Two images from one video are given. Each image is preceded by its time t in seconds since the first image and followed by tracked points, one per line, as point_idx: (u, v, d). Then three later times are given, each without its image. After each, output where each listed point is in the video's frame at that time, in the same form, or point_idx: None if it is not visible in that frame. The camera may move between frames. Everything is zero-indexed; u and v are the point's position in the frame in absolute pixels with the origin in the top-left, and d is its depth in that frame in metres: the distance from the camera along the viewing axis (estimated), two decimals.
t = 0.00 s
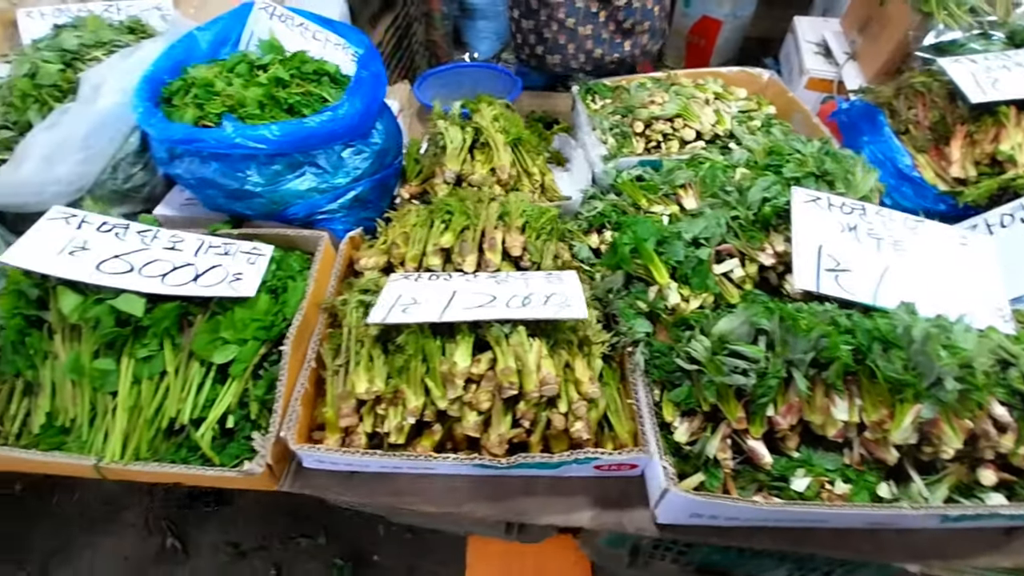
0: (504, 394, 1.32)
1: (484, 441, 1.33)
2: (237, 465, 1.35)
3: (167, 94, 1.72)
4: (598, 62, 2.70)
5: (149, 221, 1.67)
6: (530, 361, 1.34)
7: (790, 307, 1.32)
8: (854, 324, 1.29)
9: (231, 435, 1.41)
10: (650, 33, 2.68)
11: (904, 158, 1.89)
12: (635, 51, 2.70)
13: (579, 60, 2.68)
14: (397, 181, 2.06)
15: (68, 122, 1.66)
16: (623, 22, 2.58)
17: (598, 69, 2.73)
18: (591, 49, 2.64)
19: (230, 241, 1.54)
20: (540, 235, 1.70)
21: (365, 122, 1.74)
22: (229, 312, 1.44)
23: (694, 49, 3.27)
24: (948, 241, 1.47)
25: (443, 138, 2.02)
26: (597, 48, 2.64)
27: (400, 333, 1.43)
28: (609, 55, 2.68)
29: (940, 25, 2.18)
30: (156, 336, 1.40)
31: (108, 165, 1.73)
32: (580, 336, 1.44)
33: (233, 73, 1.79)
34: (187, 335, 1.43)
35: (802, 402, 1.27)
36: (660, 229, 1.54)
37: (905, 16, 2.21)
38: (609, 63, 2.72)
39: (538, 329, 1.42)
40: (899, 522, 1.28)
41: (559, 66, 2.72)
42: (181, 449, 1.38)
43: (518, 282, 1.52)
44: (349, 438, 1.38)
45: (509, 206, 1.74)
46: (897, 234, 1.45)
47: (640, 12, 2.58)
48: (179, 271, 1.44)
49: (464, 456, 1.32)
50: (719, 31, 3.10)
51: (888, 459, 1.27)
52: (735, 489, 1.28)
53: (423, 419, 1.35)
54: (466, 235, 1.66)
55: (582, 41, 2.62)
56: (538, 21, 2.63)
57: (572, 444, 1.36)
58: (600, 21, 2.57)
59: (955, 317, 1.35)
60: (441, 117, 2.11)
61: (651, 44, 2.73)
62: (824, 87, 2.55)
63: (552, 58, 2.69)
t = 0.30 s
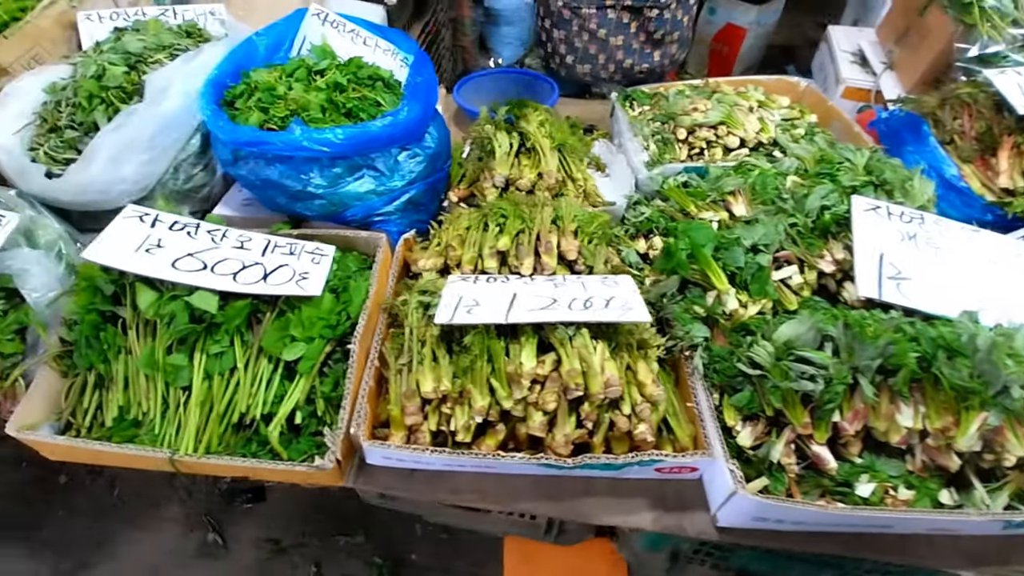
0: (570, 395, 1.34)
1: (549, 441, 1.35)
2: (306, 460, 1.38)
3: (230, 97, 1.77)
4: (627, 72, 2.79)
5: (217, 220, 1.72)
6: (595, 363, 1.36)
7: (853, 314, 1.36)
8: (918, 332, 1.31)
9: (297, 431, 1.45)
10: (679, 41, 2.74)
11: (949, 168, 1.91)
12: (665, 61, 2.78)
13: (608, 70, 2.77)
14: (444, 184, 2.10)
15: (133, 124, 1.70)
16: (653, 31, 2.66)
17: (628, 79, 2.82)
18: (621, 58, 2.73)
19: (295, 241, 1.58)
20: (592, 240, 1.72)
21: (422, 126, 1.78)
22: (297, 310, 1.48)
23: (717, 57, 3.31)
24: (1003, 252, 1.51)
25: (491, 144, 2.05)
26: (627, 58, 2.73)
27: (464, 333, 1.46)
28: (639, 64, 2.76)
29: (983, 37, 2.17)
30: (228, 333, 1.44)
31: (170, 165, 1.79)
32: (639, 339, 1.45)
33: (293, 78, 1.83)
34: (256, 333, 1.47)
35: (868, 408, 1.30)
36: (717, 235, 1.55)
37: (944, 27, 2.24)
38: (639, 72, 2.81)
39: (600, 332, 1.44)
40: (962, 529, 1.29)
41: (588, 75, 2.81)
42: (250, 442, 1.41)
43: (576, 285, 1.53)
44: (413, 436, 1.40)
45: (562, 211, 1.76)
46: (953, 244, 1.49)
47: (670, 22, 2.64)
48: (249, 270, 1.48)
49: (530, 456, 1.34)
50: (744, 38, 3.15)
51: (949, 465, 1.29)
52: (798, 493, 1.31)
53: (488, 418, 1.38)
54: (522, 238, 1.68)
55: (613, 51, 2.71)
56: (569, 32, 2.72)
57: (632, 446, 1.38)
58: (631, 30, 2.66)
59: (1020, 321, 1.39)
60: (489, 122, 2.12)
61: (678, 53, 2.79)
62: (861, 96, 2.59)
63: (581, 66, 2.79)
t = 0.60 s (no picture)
0: (618, 417, 1.35)
1: (595, 462, 1.35)
2: (353, 476, 1.40)
3: (278, 115, 1.82)
4: (648, 88, 2.82)
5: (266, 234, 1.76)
6: (642, 385, 1.37)
7: (904, 341, 1.36)
8: (971, 360, 1.31)
9: (343, 446, 1.47)
10: (699, 57, 2.78)
11: (991, 189, 1.91)
12: (685, 75, 2.81)
13: (629, 86, 2.80)
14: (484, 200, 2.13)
15: (185, 140, 1.75)
16: (674, 47, 2.69)
17: (648, 94, 2.86)
18: (642, 75, 2.77)
19: (341, 257, 1.60)
20: (632, 258, 1.73)
21: (463, 144, 1.80)
22: (346, 327, 1.51)
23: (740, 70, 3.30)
24: None
25: (529, 161, 2.05)
26: (648, 74, 2.77)
27: (510, 352, 1.48)
28: (660, 80, 2.79)
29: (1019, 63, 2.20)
30: (278, 349, 1.47)
31: (218, 181, 1.85)
32: (683, 361, 1.45)
33: (339, 96, 1.87)
34: (305, 348, 1.50)
35: (920, 436, 1.29)
36: (762, 257, 1.55)
37: (983, 48, 2.23)
38: (659, 87, 2.83)
39: (645, 354, 1.45)
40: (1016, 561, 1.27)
41: (609, 91, 2.84)
42: (299, 457, 1.43)
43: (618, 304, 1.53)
44: (458, 454, 1.40)
45: (602, 229, 1.77)
46: (1003, 270, 1.50)
47: (692, 40, 2.68)
48: (299, 286, 1.51)
49: (578, 478, 1.34)
50: (767, 52, 3.16)
51: (1003, 496, 1.28)
52: (848, 520, 1.30)
53: (534, 438, 1.38)
54: (564, 257, 1.70)
55: (634, 68, 2.75)
56: (590, 50, 2.74)
57: (678, 470, 1.37)
58: (652, 47, 2.70)
59: None
60: (525, 138, 2.13)
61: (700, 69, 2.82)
62: (895, 114, 2.55)
63: (602, 82, 2.82)
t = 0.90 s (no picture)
0: (661, 451, 1.31)
1: (638, 497, 1.31)
2: (389, 505, 1.38)
3: (313, 138, 1.83)
4: (669, 101, 2.78)
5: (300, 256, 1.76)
6: (686, 417, 1.33)
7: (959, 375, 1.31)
8: None
9: (378, 473, 1.45)
10: (722, 70, 2.74)
11: None
12: (708, 88, 2.76)
13: (649, 100, 2.77)
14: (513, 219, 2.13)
15: (222, 164, 1.77)
16: (695, 62, 2.66)
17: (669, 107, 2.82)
18: (662, 89, 2.73)
19: (376, 281, 1.60)
20: (668, 281, 1.70)
21: (496, 165, 1.79)
22: (381, 352, 1.50)
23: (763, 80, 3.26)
24: None
25: (559, 180, 2.02)
26: (668, 88, 2.73)
27: (548, 380, 1.45)
28: (681, 93, 2.76)
29: None
30: (314, 374, 1.47)
31: (255, 204, 1.87)
32: (725, 391, 1.41)
33: (373, 118, 1.88)
34: (341, 373, 1.49)
35: (979, 475, 1.24)
36: (806, 283, 1.51)
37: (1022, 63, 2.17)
38: (681, 101, 2.79)
39: (687, 384, 1.41)
40: None
41: (629, 105, 2.82)
42: (335, 484, 1.42)
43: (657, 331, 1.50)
44: (496, 484, 1.37)
45: (637, 252, 1.74)
46: None
47: (712, 52, 2.64)
48: (335, 311, 1.51)
49: (619, 512, 1.31)
50: (791, 63, 3.12)
51: None
52: (903, 561, 1.25)
53: (573, 470, 1.35)
54: (599, 280, 1.66)
55: (654, 83, 2.72)
56: (611, 66, 2.73)
57: (722, 505, 1.33)
58: (672, 62, 2.67)
59: None
60: (555, 157, 2.10)
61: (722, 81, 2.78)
62: (932, 130, 2.49)
63: (621, 97, 2.80)
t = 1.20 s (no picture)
0: (709, 477, 1.23)
1: (685, 526, 1.23)
2: (418, 533, 1.32)
3: (330, 143, 1.75)
4: (687, 99, 2.66)
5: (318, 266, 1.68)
6: (736, 441, 1.25)
7: None
8: None
9: (405, 498, 1.38)
10: (746, 69, 2.61)
11: None
12: (729, 87, 2.63)
13: (665, 97, 2.65)
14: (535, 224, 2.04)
15: (237, 172, 1.70)
16: (716, 58, 2.54)
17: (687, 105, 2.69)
18: (680, 85, 2.61)
19: (399, 294, 1.53)
20: (704, 290, 1.61)
21: (521, 169, 1.71)
22: (407, 370, 1.43)
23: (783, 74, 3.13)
24: None
25: (585, 183, 1.91)
26: (687, 84, 2.61)
27: (585, 401, 1.37)
28: (700, 91, 2.63)
29: None
30: (338, 395, 1.40)
31: (270, 212, 1.81)
32: (773, 410, 1.33)
33: (391, 122, 1.80)
34: (365, 392, 1.42)
35: None
36: (858, 294, 1.42)
37: None
38: (698, 99, 2.67)
39: (733, 403, 1.33)
40: None
41: (645, 100, 2.70)
42: (361, 510, 1.36)
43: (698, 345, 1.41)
44: (530, 511, 1.29)
45: (670, 259, 1.64)
46: None
47: (735, 49, 2.53)
48: (358, 326, 1.44)
49: (665, 543, 1.22)
50: (814, 54, 2.99)
51: None
52: None
53: (614, 496, 1.27)
54: (632, 291, 1.57)
55: (671, 79, 2.60)
56: (628, 58, 2.62)
57: (774, 533, 1.24)
58: (692, 57, 2.54)
59: None
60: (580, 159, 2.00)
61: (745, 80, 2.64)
62: (974, 124, 2.36)
63: (637, 92, 2.69)
